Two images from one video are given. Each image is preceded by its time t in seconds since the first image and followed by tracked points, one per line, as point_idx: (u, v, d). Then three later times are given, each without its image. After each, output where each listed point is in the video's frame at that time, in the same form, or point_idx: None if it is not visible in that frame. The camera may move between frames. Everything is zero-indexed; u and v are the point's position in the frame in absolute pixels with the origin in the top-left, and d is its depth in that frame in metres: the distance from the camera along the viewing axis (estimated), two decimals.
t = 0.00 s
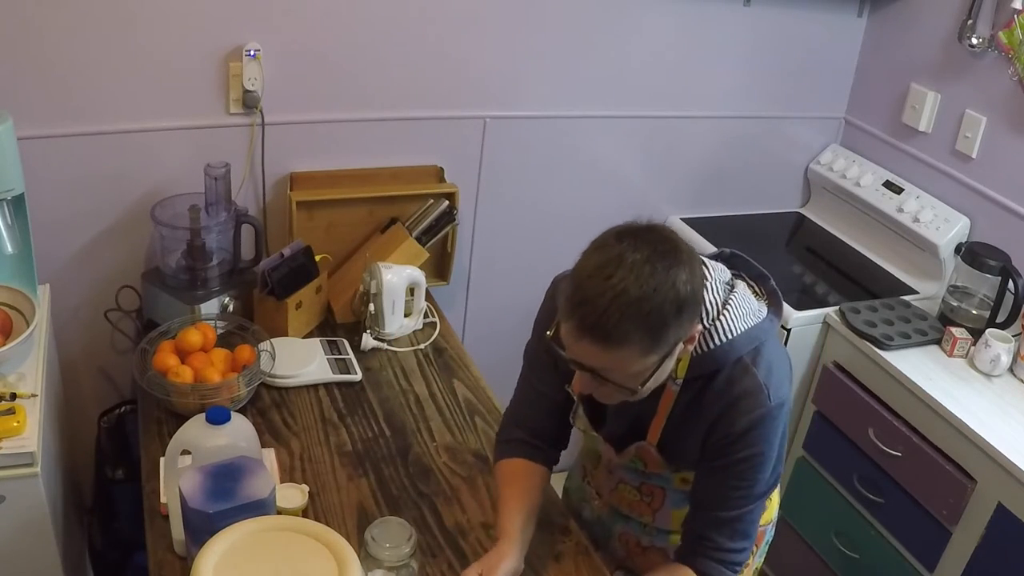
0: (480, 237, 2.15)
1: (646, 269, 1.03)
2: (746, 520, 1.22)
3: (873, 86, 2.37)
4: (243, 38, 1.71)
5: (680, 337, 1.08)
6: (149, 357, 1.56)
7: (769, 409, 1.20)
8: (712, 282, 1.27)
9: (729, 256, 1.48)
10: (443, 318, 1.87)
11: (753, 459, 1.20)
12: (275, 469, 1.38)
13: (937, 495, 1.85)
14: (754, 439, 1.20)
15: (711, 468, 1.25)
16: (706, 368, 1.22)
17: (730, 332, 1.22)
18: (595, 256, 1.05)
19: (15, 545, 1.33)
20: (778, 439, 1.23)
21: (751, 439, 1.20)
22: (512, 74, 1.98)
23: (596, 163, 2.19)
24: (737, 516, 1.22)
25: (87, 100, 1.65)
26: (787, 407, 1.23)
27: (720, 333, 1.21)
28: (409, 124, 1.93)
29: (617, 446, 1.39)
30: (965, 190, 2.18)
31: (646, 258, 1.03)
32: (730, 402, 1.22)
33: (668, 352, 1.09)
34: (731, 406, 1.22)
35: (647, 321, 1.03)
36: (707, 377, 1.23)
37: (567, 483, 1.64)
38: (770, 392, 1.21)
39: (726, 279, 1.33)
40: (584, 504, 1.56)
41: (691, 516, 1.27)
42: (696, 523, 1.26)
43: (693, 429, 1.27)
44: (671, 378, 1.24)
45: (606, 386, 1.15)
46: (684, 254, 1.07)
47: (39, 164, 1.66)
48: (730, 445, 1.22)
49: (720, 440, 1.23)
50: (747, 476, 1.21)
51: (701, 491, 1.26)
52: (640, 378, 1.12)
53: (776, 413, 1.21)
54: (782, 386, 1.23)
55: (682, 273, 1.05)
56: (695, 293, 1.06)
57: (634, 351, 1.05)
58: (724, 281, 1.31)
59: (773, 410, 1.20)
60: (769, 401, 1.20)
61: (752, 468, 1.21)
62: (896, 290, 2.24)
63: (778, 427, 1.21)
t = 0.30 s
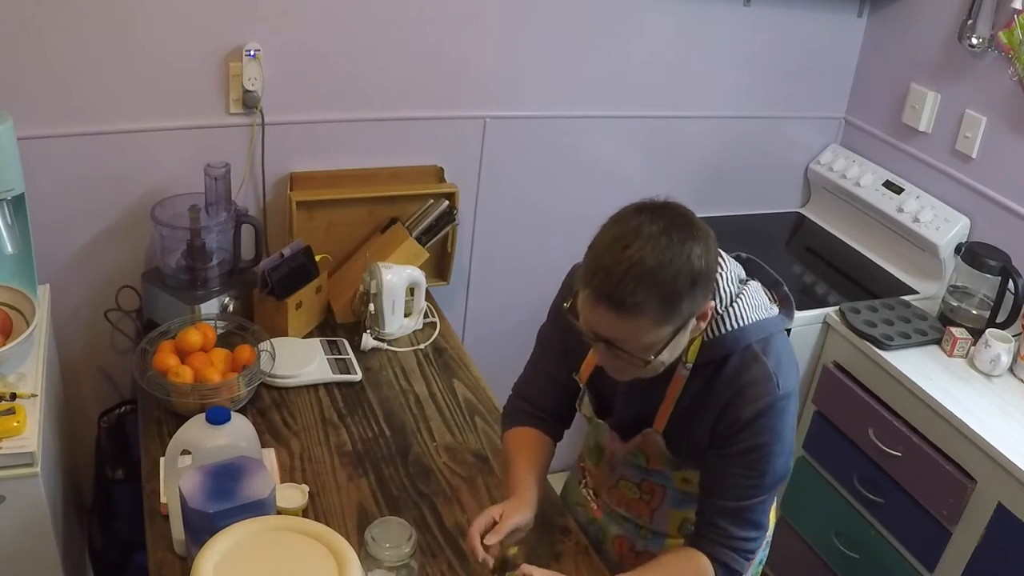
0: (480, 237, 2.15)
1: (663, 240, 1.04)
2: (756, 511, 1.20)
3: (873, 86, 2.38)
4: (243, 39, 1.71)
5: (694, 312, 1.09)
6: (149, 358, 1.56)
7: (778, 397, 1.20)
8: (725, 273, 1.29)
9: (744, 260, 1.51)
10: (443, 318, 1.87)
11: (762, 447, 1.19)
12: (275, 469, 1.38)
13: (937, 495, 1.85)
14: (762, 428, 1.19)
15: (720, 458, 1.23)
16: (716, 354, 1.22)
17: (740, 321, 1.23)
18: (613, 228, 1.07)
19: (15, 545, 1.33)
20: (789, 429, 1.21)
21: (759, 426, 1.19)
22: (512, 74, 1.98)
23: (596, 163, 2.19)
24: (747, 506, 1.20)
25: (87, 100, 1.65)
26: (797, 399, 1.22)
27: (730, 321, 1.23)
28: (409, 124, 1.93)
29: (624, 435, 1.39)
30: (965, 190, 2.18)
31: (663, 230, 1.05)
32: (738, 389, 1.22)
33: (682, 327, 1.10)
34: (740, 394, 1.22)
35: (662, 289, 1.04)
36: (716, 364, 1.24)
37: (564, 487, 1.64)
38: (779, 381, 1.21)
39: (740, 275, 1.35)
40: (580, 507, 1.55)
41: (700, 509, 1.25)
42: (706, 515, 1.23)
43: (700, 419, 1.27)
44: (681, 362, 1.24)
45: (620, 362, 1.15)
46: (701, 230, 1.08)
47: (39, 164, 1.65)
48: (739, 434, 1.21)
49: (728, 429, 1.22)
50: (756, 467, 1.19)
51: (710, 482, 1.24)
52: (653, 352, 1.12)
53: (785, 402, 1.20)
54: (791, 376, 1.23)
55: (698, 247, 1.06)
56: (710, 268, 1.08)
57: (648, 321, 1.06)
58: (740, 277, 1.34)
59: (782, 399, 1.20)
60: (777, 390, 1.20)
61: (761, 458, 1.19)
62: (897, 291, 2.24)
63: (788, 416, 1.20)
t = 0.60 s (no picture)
0: (480, 237, 2.15)
1: (665, 216, 1.07)
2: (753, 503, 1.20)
3: (873, 86, 2.37)
4: (243, 39, 1.71)
5: (694, 290, 1.11)
6: (149, 357, 1.56)
7: (773, 388, 1.19)
8: (729, 265, 1.30)
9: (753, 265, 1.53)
10: (443, 318, 1.87)
11: (757, 437, 1.18)
12: (275, 469, 1.38)
13: (937, 495, 1.85)
14: (757, 418, 1.18)
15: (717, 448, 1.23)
16: (714, 343, 1.23)
17: (740, 310, 1.24)
18: (618, 205, 1.10)
19: (15, 545, 1.33)
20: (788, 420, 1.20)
21: (754, 415, 1.19)
22: (512, 74, 1.98)
23: (596, 163, 2.19)
24: (743, 497, 1.19)
25: (87, 100, 1.65)
26: (796, 392, 1.21)
27: (730, 310, 1.24)
28: (409, 124, 1.93)
29: (625, 423, 1.39)
30: (965, 190, 2.18)
31: (666, 207, 1.08)
32: (735, 378, 1.22)
33: (682, 303, 1.11)
34: (736, 383, 1.21)
35: (662, 261, 1.07)
36: (716, 352, 1.24)
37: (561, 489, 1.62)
38: (777, 371, 1.21)
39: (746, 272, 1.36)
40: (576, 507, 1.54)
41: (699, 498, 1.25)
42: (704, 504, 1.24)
43: (699, 407, 1.27)
44: (680, 349, 1.26)
45: (622, 339, 1.17)
46: (704, 211, 1.11)
47: (39, 164, 1.65)
48: (735, 422, 1.21)
49: (724, 418, 1.22)
50: (752, 456, 1.19)
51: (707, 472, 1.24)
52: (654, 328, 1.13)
53: (783, 393, 1.19)
54: (791, 367, 1.23)
55: (699, 226, 1.09)
56: (711, 248, 1.10)
57: (648, 292, 1.08)
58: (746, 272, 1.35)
59: (778, 389, 1.19)
60: (774, 380, 1.20)
61: (757, 449, 1.19)
62: (897, 290, 2.24)
63: (785, 407, 1.20)
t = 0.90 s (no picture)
0: (480, 237, 2.15)
1: (679, 151, 1.10)
2: (766, 460, 1.18)
3: (873, 86, 2.37)
4: (243, 39, 1.71)
5: (704, 230, 1.13)
6: (149, 357, 1.56)
7: (784, 341, 1.19)
8: (741, 226, 1.31)
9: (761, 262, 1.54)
10: (443, 318, 1.87)
11: (771, 391, 1.17)
12: (275, 469, 1.38)
13: (937, 495, 1.85)
14: (768, 370, 1.18)
15: (728, 407, 1.22)
16: (724, 298, 1.23)
17: (752, 267, 1.25)
18: (633, 144, 1.14)
19: (15, 545, 1.33)
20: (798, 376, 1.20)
21: (766, 368, 1.18)
22: (512, 74, 1.98)
23: (596, 163, 2.19)
24: (757, 455, 1.17)
25: (87, 100, 1.65)
26: (803, 349, 1.21)
27: (742, 265, 1.24)
28: (408, 124, 1.93)
29: (632, 384, 1.36)
30: (966, 190, 2.18)
31: (680, 144, 1.11)
32: (745, 333, 1.21)
33: (694, 243, 1.13)
34: (746, 338, 1.21)
35: (676, 192, 1.09)
36: (726, 308, 1.24)
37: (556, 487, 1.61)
38: (785, 326, 1.21)
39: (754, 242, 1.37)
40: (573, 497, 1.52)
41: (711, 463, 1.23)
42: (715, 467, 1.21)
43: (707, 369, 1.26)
44: (691, 304, 1.25)
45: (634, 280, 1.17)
46: (717, 155, 1.14)
47: (39, 165, 1.65)
48: (747, 377, 1.20)
49: (736, 374, 1.21)
50: (765, 412, 1.18)
51: (718, 434, 1.22)
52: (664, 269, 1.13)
53: (793, 347, 1.19)
54: (798, 324, 1.23)
55: (712, 166, 1.11)
56: (723, 188, 1.12)
57: (659, 223, 1.10)
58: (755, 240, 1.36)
59: (789, 343, 1.19)
60: (784, 333, 1.20)
61: (768, 404, 1.18)
62: (897, 290, 2.23)
63: (795, 362, 1.20)
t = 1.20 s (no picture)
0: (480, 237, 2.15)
1: (751, 87, 1.19)
2: (766, 420, 1.18)
3: (873, 86, 2.37)
4: (243, 39, 1.71)
5: (762, 167, 1.19)
6: (149, 358, 1.56)
7: (806, 312, 1.24)
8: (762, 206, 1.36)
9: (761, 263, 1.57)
10: (443, 318, 1.87)
11: (790, 354, 1.21)
12: (275, 469, 1.38)
13: (937, 495, 1.85)
14: (790, 333, 1.21)
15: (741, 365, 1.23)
16: (757, 260, 1.26)
17: (778, 241, 1.30)
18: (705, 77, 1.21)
19: (14, 546, 1.33)
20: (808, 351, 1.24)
21: (789, 330, 1.22)
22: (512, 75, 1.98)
23: (595, 164, 2.19)
24: (762, 415, 1.18)
25: (86, 101, 1.65)
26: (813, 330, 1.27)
27: (769, 235, 1.29)
28: (408, 124, 1.93)
29: (648, 337, 1.34)
30: (966, 190, 2.18)
31: (750, 83, 1.20)
32: (772, 295, 1.24)
33: (752, 176, 1.18)
34: (773, 299, 1.24)
35: (749, 117, 1.16)
36: (755, 271, 1.27)
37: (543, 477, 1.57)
38: (807, 300, 1.26)
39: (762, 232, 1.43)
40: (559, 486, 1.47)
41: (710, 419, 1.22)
42: (716, 422, 1.20)
43: (725, 327, 1.27)
44: (720, 262, 1.27)
45: (688, 202, 1.17)
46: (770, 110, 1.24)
47: (38, 165, 1.66)
48: (769, 336, 1.22)
49: (757, 332, 1.23)
50: (778, 374, 1.20)
51: (727, 390, 1.22)
52: (725, 190, 1.16)
53: (811, 321, 1.25)
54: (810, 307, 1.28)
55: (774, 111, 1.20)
56: (778, 135, 1.21)
57: (733, 142, 1.15)
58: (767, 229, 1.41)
59: (809, 316, 1.24)
60: (807, 306, 1.25)
61: (784, 366, 1.20)
62: (897, 290, 2.23)
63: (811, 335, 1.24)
